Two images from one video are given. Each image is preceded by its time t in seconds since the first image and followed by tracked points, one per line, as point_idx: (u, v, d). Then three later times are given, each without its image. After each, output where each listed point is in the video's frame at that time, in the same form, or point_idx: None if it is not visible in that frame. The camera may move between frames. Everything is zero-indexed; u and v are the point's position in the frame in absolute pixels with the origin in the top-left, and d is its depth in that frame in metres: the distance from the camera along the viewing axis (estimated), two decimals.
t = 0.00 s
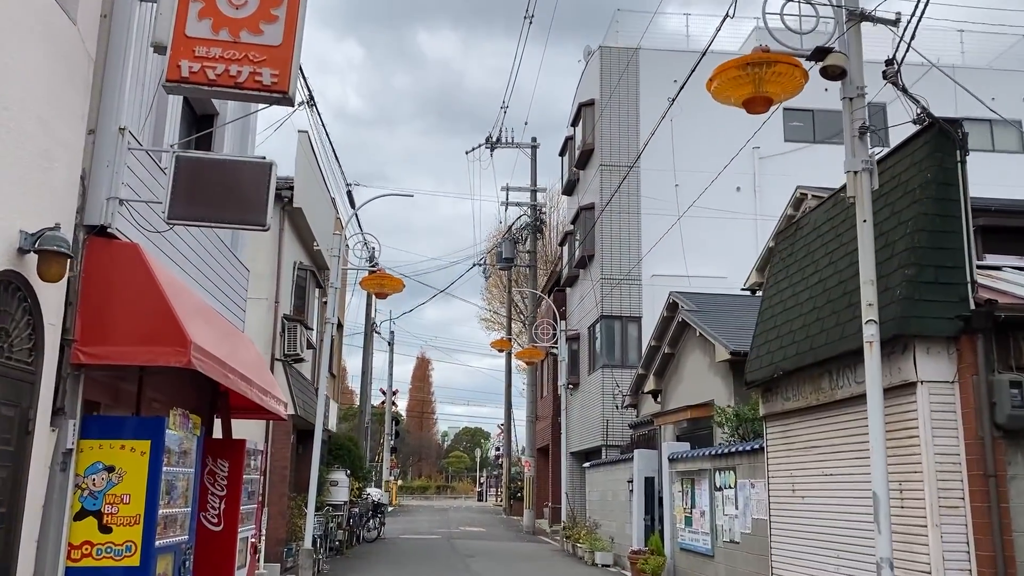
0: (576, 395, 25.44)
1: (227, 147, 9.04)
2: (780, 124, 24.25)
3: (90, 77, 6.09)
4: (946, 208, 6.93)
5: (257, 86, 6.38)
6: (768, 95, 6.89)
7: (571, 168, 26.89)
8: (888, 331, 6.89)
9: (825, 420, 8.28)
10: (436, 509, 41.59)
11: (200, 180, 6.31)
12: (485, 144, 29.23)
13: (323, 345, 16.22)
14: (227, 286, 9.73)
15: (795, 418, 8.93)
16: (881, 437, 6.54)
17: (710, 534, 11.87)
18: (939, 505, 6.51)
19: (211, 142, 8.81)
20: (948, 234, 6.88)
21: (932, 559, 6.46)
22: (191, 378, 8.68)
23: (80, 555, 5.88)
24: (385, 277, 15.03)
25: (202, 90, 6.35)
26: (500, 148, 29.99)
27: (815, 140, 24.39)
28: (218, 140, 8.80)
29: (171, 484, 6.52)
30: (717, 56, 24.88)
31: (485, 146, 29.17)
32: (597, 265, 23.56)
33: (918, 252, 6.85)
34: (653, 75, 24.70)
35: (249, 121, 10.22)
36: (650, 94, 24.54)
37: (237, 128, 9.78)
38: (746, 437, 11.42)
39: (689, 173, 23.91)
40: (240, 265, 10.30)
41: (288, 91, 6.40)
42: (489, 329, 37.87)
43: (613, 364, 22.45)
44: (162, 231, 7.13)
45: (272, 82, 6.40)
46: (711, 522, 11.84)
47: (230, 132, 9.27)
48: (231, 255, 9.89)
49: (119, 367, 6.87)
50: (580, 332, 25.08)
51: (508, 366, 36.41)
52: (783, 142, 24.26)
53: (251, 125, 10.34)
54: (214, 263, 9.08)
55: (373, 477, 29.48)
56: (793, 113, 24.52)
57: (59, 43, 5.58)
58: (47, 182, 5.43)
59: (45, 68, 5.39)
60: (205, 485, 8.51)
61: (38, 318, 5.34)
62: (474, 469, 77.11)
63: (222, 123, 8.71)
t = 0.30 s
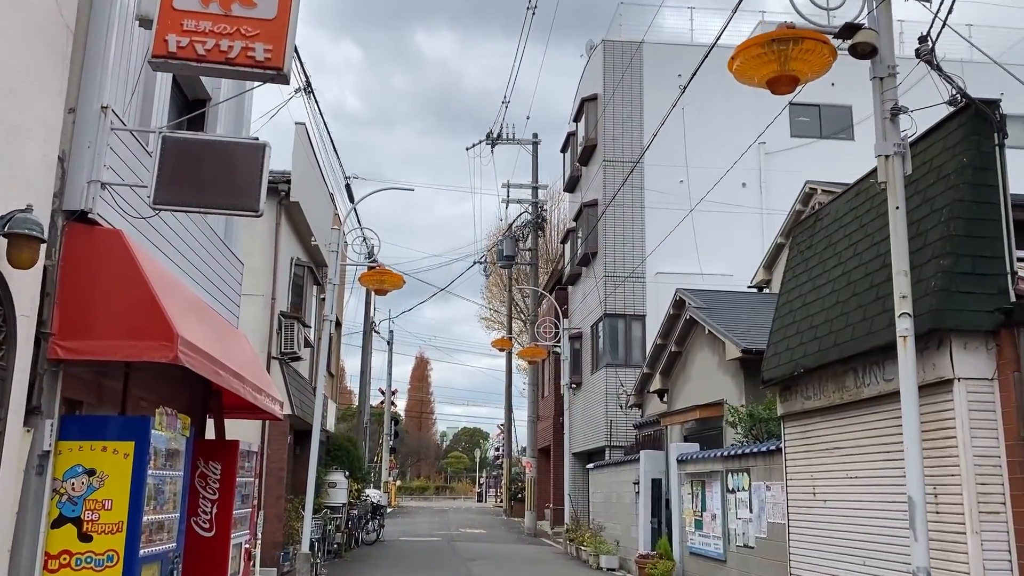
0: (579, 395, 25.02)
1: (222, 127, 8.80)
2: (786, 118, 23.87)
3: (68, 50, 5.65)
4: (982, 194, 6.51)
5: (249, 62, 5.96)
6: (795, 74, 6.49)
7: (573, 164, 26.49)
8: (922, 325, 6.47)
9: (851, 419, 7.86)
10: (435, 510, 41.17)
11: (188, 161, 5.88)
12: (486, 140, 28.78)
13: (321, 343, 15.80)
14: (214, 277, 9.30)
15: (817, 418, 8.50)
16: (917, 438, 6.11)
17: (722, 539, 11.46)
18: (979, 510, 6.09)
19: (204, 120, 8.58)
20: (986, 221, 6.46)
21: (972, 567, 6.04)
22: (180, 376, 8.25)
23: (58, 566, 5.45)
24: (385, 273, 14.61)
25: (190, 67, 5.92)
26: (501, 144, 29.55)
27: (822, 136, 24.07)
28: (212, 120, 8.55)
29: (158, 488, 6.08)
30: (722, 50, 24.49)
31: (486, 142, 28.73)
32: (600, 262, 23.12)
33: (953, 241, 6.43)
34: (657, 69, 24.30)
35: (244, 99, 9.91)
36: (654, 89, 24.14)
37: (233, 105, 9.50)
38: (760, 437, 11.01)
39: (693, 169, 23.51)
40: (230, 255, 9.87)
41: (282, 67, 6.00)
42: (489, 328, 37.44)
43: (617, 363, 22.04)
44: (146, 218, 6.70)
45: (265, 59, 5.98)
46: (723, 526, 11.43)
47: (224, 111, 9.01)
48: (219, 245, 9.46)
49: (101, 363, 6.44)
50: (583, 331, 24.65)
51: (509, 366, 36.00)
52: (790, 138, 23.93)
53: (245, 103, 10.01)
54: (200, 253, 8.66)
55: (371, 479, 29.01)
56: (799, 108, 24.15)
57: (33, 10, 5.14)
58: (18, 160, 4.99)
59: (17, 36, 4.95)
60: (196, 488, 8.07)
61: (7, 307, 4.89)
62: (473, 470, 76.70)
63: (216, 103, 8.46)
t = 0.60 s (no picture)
0: (579, 393, 24.58)
1: (208, 97, 8.49)
2: (790, 112, 23.44)
3: (32, 12, 5.19)
4: (1018, 172, 6.08)
5: (231, 28, 5.51)
6: (815, 45, 6.03)
7: (573, 159, 26.08)
8: (954, 313, 6.03)
9: (873, 414, 7.42)
10: (432, 511, 40.73)
11: (163, 134, 5.43)
12: (484, 135, 28.31)
13: (315, 339, 15.33)
14: (194, 263, 8.84)
15: (836, 415, 8.07)
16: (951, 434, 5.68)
17: (730, 541, 11.03)
18: (1017, 512, 5.66)
19: (188, 93, 8.24)
20: (1022, 202, 6.03)
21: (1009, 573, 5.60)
22: (160, 368, 7.79)
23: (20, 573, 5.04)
24: (382, 267, 14.16)
25: (167, 33, 5.46)
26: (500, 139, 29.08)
27: (827, 130, 23.68)
28: (197, 91, 8.27)
29: (132, 489, 5.62)
30: (725, 43, 24.08)
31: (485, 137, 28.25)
32: (600, 258, 22.69)
33: (989, 222, 5.99)
34: (658, 61, 23.87)
35: (231, 67, 9.53)
36: (656, 82, 23.70)
37: (218, 73, 9.14)
38: (771, 436, 10.57)
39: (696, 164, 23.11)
40: (209, 239, 9.41)
41: (266, 33, 5.54)
42: (487, 326, 36.98)
43: (618, 361, 21.61)
44: (119, 196, 6.23)
45: (249, 24, 5.53)
46: (732, 528, 11.00)
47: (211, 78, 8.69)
48: (199, 229, 9.00)
49: (73, 354, 5.98)
50: (584, 328, 24.22)
51: (507, 365, 35.57)
52: (793, 132, 23.53)
53: (232, 71, 9.63)
54: (178, 238, 8.20)
55: (368, 480, 28.51)
56: (803, 101, 23.74)
57: None
58: None
59: None
60: (179, 488, 7.63)
61: None
62: (471, 470, 76.23)
63: (202, 74, 8.15)
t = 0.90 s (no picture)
0: (582, 391, 24.19)
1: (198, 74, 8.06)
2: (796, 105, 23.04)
3: None
4: None
5: None
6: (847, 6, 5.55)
7: (575, 153, 25.69)
8: (999, 297, 5.61)
9: (904, 407, 7.01)
10: (432, 511, 40.33)
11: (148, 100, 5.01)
12: (485, 129, 27.87)
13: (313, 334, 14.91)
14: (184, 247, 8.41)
15: (862, 408, 7.66)
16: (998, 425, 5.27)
17: (744, 541, 10.63)
18: None
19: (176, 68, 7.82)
20: None
21: None
22: (146, 360, 7.38)
23: None
24: (382, 260, 13.74)
25: None
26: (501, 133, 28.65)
27: (833, 123, 23.27)
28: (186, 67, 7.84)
29: (112, 486, 5.19)
30: (731, 35, 23.66)
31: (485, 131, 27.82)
32: (603, 253, 22.28)
33: None
34: (662, 54, 23.47)
35: (224, 33, 9.09)
36: (660, 74, 23.29)
37: (211, 42, 8.71)
38: (786, 433, 10.17)
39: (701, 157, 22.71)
40: (200, 221, 8.98)
41: None
42: (487, 324, 36.57)
43: (622, 358, 21.20)
44: (99, 169, 5.79)
45: None
46: (746, 527, 10.59)
47: (204, 51, 8.29)
48: (189, 212, 8.57)
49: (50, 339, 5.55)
50: (586, 324, 23.81)
51: (508, 363, 35.18)
52: (799, 126, 23.14)
53: (225, 50, 9.20)
54: (167, 220, 7.77)
55: (366, 480, 28.08)
56: (810, 94, 23.34)
57: None
58: None
59: None
60: (168, 486, 7.19)
61: None
62: (470, 471, 75.83)
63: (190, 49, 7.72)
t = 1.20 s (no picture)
0: (585, 391, 23.79)
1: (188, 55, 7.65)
2: (803, 101, 22.63)
3: None
4: None
5: None
6: None
7: (578, 150, 25.28)
8: None
9: (939, 407, 6.60)
10: (431, 513, 39.88)
11: (131, 72, 4.61)
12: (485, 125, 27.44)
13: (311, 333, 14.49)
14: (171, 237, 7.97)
15: (892, 409, 7.25)
16: None
17: (758, 547, 10.22)
18: None
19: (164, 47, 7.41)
20: None
21: None
22: (131, 358, 6.96)
23: None
24: (382, 256, 13.33)
25: None
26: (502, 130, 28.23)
27: (840, 119, 22.86)
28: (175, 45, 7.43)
29: (91, 493, 4.77)
30: (737, 29, 23.27)
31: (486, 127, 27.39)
32: (607, 251, 21.87)
33: None
34: (666, 48, 23.07)
35: (217, 10, 8.67)
36: (664, 69, 22.88)
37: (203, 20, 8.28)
38: (804, 434, 9.75)
39: (706, 154, 22.33)
40: (189, 211, 8.54)
41: None
42: (488, 323, 36.14)
43: (625, 358, 20.79)
44: (76, 148, 5.36)
45: None
46: (760, 533, 10.19)
47: (195, 30, 7.87)
48: (177, 201, 8.14)
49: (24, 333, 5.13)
50: (589, 323, 23.40)
51: (508, 363, 34.79)
52: (806, 121, 22.75)
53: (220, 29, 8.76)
54: (155, 210, 7.38)
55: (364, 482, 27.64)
56: (817, 90, 22.93)
57: None
58: None
59: None
60: (156, 491, 6.77)
61: None
62: (470, 472, 75.42)
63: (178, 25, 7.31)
